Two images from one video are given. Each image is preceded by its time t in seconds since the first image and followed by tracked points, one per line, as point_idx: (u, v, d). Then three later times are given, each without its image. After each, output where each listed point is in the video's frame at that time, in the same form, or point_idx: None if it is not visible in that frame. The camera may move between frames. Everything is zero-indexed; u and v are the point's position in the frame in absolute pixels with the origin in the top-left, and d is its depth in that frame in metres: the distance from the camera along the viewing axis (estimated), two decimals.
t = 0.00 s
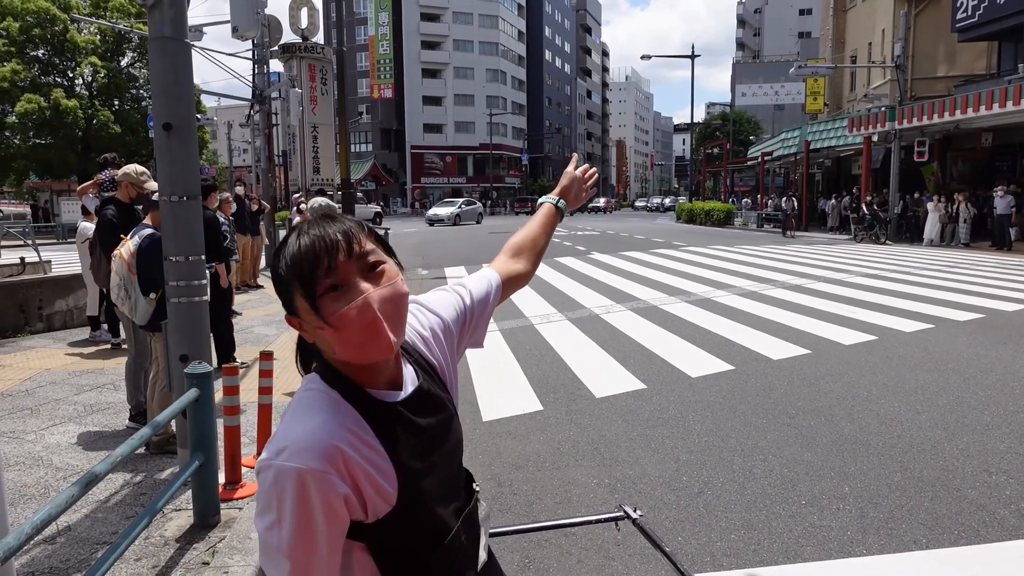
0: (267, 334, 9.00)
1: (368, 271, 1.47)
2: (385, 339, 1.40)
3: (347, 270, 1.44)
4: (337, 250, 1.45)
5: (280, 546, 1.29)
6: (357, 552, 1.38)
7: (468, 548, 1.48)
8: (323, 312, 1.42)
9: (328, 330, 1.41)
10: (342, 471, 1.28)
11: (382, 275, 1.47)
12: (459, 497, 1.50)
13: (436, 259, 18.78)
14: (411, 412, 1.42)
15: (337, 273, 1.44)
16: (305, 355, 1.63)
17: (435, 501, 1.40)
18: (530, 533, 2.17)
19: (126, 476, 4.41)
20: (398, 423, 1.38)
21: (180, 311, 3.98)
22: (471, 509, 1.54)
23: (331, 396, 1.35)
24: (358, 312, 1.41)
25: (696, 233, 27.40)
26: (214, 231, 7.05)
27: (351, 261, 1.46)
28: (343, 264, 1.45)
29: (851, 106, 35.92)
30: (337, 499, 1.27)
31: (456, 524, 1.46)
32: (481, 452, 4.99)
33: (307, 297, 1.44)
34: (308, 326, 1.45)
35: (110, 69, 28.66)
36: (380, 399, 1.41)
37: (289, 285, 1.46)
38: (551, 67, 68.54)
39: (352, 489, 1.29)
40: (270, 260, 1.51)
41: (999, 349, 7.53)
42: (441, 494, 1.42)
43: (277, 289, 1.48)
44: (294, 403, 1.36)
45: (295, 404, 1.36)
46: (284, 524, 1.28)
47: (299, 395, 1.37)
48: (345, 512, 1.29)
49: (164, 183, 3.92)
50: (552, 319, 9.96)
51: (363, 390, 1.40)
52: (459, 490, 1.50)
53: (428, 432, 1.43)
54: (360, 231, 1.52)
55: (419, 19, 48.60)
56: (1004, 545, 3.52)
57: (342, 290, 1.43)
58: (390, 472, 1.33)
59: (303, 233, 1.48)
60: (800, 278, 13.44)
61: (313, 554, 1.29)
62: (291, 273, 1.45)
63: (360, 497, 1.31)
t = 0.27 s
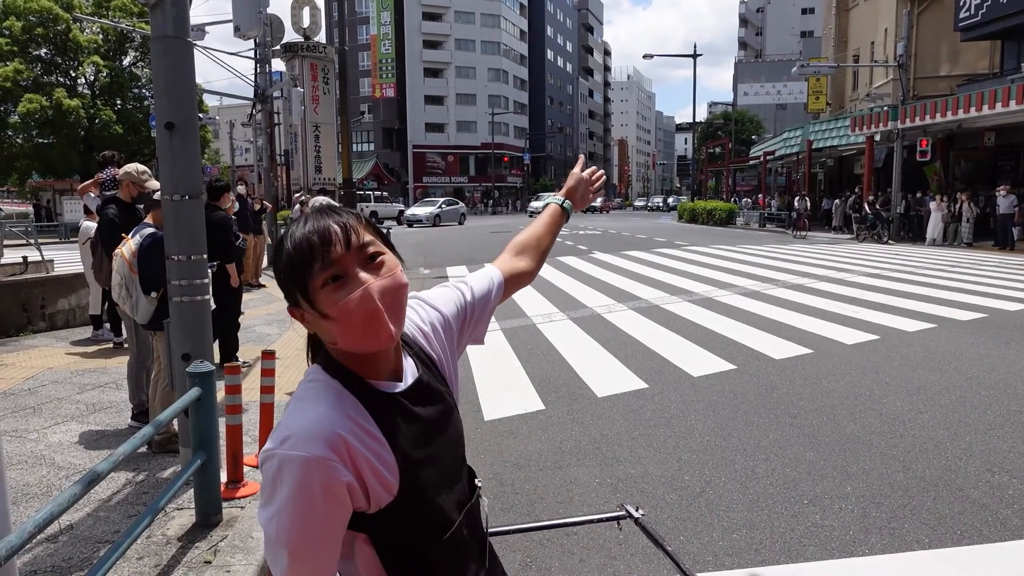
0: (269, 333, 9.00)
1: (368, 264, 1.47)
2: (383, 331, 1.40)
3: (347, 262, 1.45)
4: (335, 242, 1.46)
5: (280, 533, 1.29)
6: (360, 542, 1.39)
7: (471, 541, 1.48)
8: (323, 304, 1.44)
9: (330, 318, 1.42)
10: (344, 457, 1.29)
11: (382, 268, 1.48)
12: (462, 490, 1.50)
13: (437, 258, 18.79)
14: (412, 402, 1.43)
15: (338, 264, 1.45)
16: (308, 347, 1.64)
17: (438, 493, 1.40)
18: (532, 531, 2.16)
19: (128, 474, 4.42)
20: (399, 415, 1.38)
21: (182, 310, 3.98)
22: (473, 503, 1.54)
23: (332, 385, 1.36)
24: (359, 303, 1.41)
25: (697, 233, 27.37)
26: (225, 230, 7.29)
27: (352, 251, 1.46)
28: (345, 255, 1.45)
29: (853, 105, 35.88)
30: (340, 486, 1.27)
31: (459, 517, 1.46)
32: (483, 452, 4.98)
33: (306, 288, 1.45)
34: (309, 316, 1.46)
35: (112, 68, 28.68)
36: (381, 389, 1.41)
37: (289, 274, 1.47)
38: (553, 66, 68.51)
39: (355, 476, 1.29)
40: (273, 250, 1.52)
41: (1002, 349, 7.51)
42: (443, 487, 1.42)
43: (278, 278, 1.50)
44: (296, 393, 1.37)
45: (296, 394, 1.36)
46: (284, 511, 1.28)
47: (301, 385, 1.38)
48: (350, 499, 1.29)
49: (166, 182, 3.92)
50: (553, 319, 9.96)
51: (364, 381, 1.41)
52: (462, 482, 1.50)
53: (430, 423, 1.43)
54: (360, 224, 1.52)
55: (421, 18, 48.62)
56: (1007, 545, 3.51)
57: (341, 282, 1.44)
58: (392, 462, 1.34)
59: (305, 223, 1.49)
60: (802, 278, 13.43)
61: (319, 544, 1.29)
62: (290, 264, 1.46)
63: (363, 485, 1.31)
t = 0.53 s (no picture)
0: (271, 333, 9.02)
1: (378, 265, 1.48)
2: (389, 333, 1.42)
3: (358, 262, 1.45)
4: (349, 242, 1.45)
5: (281, 531, 1.29)
6: (360, 540, 1.40)
7: (471, 537, 1.48)
8: (331, 303, 1.44)
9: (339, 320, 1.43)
10: (343, 452, 1.29)
11: (391, 270, 1.49)
12: (462, 486, 1.51)
13: (439, 258, 18.81)
14: (408, 398, 1.43)
15: (349, 264, 1.44)
16: (306, 344, 1.65)
17: (436, 490, 1.40)
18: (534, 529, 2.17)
19: (130, 473, 4.43)
20: (395, 412, 1.39)
21: (184, 309, 3.99)
22: (474, 498, 1.54)
23: (329, 382, 1.37)
24: (368, 304, 1.42)
25: (699, 233, 27.33)
26: (232, 231, 7.45)
27: (363, 253, 1.46)
28: (356, 257, 1.45)
29: (855, 105, 35.86)
30: (339, 481, 1.28)
31: (459, 513, 1.46)
32: (485, 451, 4.99)
33: (314, 285, 1.44)
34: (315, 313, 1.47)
35: (115, 68, 28.72)
36: (378, 387, 1.42)
37: (298, 271, 1.46)
38: (555, 67, 68.54)
39: (352, 472, 1.30)
40: (281, 244, 1.51)
41: (1004, 349, 7.50)
42: (442, 483, 1.43)
43: (286, 273, 1.48)
44: (296, 388, 1.37)
45: (294, 392, 1.36)
46: (284, 512, 1.28)
47: (302, 381, 1.38)
48: (348, 495, 1.30)
49: (168, 183, 3.93)
50: (555, 319, 9.95)
51: (361, 377, 1.41)
52: (461, 478, 1.50)
53: (426, 419, 1.44)
54: (370, 224, 1.52)
55: (423, 19, 48.64)
56: (1006, 545, 3.51)
57: (351, 282, 1.44)
58: (390, 459, 1.34)
59: (317, 220, 1.48)
60: (804, 278, 13.42)
61: (319, 540, 1.29)
62: (299, 261, 1.45)
63: (360, 482, 1.31)
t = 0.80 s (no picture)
0: (273, 332, 9.04)
1: (390, 261, 1.49)
2: (400, 327, 1.42)
3: (370, 255, 1.45)
4: (363, 236, 1.45)
5: (287, 530, 1.29)
6: (364, 540, 1.40)
7: (475, 537, 1.49)
8: (342, 295, 1.44)
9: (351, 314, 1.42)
10: (351, 455, 1.30)
11: (402, 266, 1.50)
12: (465, 487, 1.51)
13: (441, 257, 18.82)
14: (412, 399, 1.44)
15: (361, 258, 1.44)
16: (309, 341, 1.65)
17: (440, 490, 1.41)
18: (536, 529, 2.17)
19: (133, 471, 4.44)
20: (400, 414, 1.40)
21: (186, 308, 3.99)
22: (477, 499, 1.55)
23: (335, 382, 1.37)
24: (380, 299, 1.43)
25: (702, 233, 27.29)
26: (239, 230, 7.42)
27: (375, 248, 1.46)
28: (368, 250, 1.45)
29: (858, 105, 35.82)
30: (347, 483, 1.28)
31: (463, 514, 1.46)
32: (487, 450, 4.99)
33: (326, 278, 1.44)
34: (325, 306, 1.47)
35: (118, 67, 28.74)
36: (383, 387, 1.42)
37: (310, 263, 1.45)
38: (557, 66, 68.53)
39: (360, 473, 1.30)
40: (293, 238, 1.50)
41: (1007, 349, 7.50)
42: (445, 482, 1.43)
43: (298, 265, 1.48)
44: (304, 386, 1.37)
45: (303, 389, 1.36)
46: (291, 511, 1.28)
47: (309, 380, 1.38)
48: (355, 495, 1.30)
49: (171, 182, 3.94)
50: (557, 318, 9.94)
51: (366, 377, 1.42)
52: (465, 478, 1.51)
53: (430, 419, 1.44)
54: (380, 220, 1.53)
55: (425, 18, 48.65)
56: (1008, 545, 3.50)
57: (363, 275, 1.44)
58: (395, 461, 1.35)
59: (333, 215, 1.48)
60: (806, 278, 13.40)
61: (326, 539, 1.29)
62: (311, 256, 1.45)
63: (366, 482, 1.32)
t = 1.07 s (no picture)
0: (274, 332, 9.04)
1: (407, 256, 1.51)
2: (425, 315, 1.45)
3: (393, 249, 1.48)
4: (383, 232, 1.48)
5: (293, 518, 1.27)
6: (366, 536, 1.40)
7: (474, 533, 1.49)
8: (359, 287, 1.44)
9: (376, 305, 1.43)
10: (359, 448, 1.30)
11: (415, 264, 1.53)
12: (464, 484, 1.51)
13: (441, 257, 18.83)
14: (414, 397, 1.44)
15: (385, 253, 1.47)
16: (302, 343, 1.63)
17: (439, 487, 1.41)
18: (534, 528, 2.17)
19: (134, 472, 4.44)
20: (402, 411, 1.40)
21: (187, 308, 4.00)
22: (475, 497, 1.55)
23: (340, 377, 1.37)
24: (404, 292, 1.45)
25: (703, 233, 27.28)
26: (242, 228, 7.44)
27: (394, 245, 1.50)
28: (389, 246, 1.48)
29: (859, 104, 35.81)
30: (355, 477, 1.28)
31: (463, 510, 1.47)
32: (488, 450, 4.99)
33: (343, 272, 1.44)
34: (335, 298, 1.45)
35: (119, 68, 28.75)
36: (386, 382, 1.43)
37: (325, 257, 1.45)
38: (558, 65, 68.49)
39: (367, 469, 1.30)
40: (299, 235, 1.49)
41: (1007, 348, 7.49)
42: (444, 478, 1.43)
43: (306, 261, 1.46)
44: (310, 382, 1.37)
45: (310, 385, 1.36)
46: (300, 498, 1.27)
47: (315, 376, 1.38)
48: (363, 490, 1.30)
49: (172, 182, 3.95)
50: (558, 318, 9.93)
51: (368, 373, 1.42)
52: (463, 476, 1.51)
53: (431, 416, 1.45)
54: (392, 219, 1.55)
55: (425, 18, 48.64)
56: (1009, 545, 3.49)
57: (387, 267, 1.46)
58: (399, 455, 1.35)
59: (348, 212, 1.49)
60: (807, 277, 13.39)
61: (334, 533, 1.29)
62: (331, 251, 1.45)
63: (373, 477, 1.32)
